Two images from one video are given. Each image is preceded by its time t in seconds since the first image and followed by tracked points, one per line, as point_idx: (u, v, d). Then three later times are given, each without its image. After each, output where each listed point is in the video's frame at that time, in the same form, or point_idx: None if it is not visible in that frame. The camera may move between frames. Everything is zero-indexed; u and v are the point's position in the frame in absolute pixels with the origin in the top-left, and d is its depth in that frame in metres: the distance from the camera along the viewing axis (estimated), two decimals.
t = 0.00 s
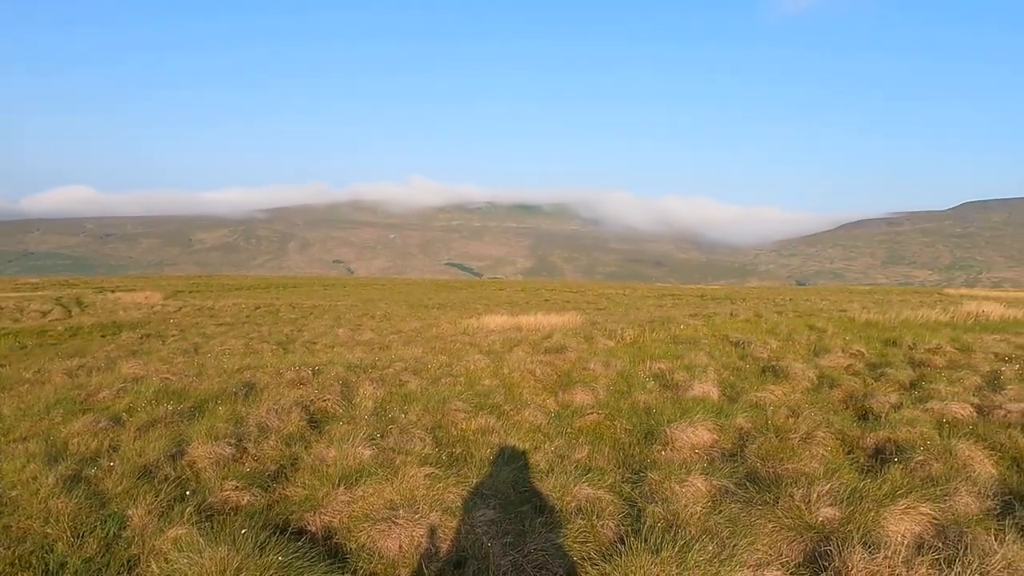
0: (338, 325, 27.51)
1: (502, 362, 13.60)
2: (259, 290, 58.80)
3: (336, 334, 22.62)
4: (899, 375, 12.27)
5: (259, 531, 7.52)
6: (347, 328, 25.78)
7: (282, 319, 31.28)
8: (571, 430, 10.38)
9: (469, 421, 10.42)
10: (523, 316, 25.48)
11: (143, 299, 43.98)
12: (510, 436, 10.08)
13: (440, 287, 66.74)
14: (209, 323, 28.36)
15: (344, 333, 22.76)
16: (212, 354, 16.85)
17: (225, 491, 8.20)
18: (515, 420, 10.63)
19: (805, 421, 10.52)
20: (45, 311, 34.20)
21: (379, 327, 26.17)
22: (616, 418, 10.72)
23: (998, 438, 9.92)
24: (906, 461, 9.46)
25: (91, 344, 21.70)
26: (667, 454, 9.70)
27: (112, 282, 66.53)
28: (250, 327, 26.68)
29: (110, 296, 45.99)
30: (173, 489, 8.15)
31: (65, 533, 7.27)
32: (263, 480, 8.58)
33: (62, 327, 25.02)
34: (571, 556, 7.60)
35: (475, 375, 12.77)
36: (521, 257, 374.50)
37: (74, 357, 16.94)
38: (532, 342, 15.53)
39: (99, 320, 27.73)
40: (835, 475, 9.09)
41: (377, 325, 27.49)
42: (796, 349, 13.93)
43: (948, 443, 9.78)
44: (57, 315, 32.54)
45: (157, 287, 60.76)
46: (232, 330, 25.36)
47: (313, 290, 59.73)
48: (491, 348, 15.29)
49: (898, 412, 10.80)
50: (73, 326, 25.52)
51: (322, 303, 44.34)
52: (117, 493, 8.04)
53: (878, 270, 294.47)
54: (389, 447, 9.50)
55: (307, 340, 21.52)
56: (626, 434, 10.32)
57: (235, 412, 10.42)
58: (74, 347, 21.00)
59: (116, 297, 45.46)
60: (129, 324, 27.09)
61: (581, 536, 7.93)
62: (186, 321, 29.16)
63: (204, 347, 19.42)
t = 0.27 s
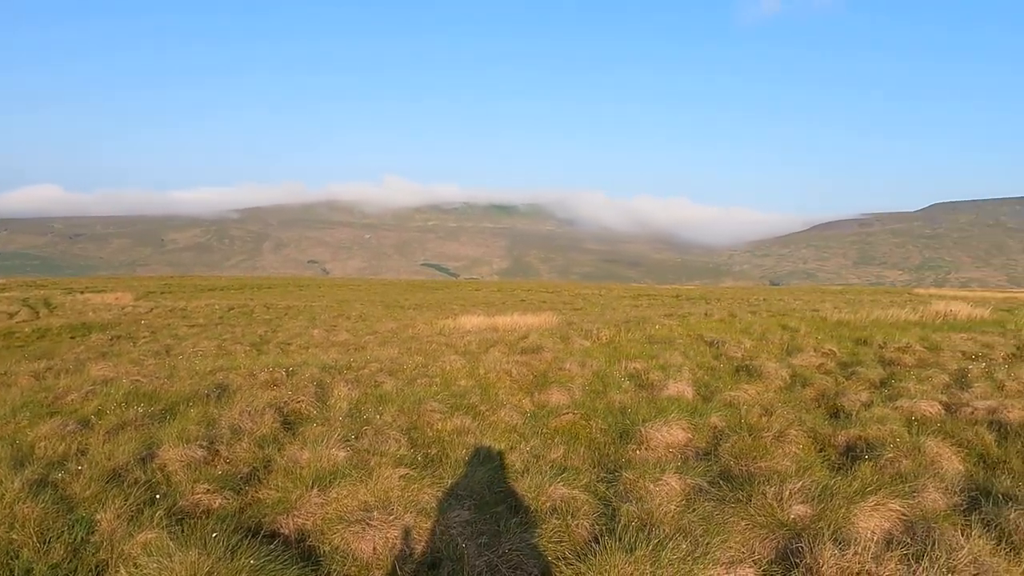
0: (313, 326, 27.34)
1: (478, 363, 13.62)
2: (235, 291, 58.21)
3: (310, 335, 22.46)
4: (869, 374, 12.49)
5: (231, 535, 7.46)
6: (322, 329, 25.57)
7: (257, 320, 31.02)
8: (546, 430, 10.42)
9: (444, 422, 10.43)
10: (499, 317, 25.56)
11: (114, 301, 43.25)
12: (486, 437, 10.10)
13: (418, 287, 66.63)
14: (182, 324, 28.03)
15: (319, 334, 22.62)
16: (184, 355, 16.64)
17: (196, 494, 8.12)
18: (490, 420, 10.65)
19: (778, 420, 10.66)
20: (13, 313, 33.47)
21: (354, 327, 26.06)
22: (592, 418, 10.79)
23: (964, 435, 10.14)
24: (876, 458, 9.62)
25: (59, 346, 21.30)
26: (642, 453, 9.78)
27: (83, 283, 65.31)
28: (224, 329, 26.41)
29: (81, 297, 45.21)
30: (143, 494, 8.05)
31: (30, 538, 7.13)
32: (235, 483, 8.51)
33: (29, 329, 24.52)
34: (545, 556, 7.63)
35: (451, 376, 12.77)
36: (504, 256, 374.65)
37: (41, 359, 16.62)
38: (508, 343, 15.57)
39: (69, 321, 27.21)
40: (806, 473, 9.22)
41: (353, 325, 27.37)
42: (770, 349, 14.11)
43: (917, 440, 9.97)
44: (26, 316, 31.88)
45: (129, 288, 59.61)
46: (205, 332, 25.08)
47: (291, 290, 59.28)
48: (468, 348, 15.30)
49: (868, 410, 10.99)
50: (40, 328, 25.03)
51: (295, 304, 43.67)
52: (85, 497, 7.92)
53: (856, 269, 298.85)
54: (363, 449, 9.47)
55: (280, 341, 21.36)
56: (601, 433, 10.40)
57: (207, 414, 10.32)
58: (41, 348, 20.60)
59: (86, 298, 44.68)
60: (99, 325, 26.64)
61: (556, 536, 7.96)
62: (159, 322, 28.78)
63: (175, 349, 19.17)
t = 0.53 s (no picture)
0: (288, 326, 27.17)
1: (454, 363, 13.62)
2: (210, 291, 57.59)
3: (285, 336, 22.32)
4: (840, 372, 12.71)
5: (202, 538, 7.40)
6: (297, 330, 25.42)
7: (231, 321, 30.74)
8: (522, 430, 10.47)
9: (419, 423, 10.43)
10: (475, 317, 25.62)
11: (84, 302, 42.54)
12: (461, 437, 10.13)
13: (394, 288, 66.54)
14: (154, 325, 27.67)
15: (293, 335, 22.46)
16: (155, 356, 16.44)
17: (166, 497, 8.04)
18: (466, 420, 10.68)
19: (751, 419, 10.80)
20: None
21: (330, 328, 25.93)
22: (567, 418, 10.85)
23: (932, 432, 10.35)
24: (846, 456, 9.78)
25: (26, 347, 20.90)
26: (617, 452, 9.86)
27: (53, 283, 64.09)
28: (197, 329, 26.14)
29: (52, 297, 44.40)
30: (112, 498, 7.95)
31: None
32: (206, 486, 8.45)
33: None
34: (519, 556, 7.66)
35: (426, 376, 12.77)
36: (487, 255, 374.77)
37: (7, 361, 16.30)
38: (484, 343, 15.60)
39: (37, 322, 26.70)
40: (777, 471, 9.35)
41: (329, 326, 27.23)
42: (743, 348, 14.28)
43: (886, 438, 10.14)
44: None
45: (101, 289, 58.26)
46: (178, 333, 24.78)
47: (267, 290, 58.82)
48: (444, 348, 15.31)
49: (839, 408, 11.17)
50: (8, 329, 24.54)
51: (272, 304, 43.09)
52: (51, 501, 7.80)
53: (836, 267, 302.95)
54: (337, 450, 9.45)
55: (254, 342, 21.19)
56: (576, 433, 10.48)
57: (178, 416, 10.22)
58: (7, 350, 20.21)
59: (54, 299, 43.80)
60: (68, 327, 26.19)
61: (530, 536, 8.00)
62: (129, 323, 28.41)
63: (147, 350, 18.93)
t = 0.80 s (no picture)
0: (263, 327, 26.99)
1: (430, 364, 13.62)
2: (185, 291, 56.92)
3: (259, 337, 22.15)
4: (813, 371, 12.91)
5: (172, 542, 7.34)
6: (272, 331, 25.23)
7: (205, 322, 30.43)
8: (498, 430, 10.52)
9: (395, 424, 10.43)
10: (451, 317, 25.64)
11: (54, 303, 41.79)
12: (437, 438, 10.15)
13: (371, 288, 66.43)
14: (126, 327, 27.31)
15: (268, 336, 22.28)
16: (126, 358, 16.22)
17: (136, 501, 7.97)
18: (442, 421, 10.70)
19: (725, 418, 10.93)
20: None
21: (305, 328, 25.75)
22: (543, 418, 10.90)
23: (902, 429, 10.54)
24: (818, 453, 9.92)
25: None
26: (592, 452, 9.93)
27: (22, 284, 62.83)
28: (170, 331, 25.83)
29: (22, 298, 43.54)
30: (81, 502, 7.86)
31: None
32: (177, 490, 8.39)
33: None
34: (494, 556, 7.68)
35: (402, 377, 12.76)
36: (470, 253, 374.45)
37: None
38: (461, 343, 15.62)
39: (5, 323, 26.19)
40: (750, 469, 9.47)
41: (305, 326, 27.08)
42: (718, 348, 14.44)
43: (858, 435, 10.31)
44: None
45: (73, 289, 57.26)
46: (150, 334, 24.48)
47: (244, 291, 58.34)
48: (421, 349, 15.30)
49: (812, 406, 11.34)
50: None
51: (249, 304, 42.67)
52: (17, 506, 7.68)
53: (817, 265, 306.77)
54: (312, 451, 9.42)
55: (227, 343, 20.99)
56: (552, 433, 10.54)
57: (149, 418, 10.13)
58: None
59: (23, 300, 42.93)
60: (36, 328, 25.73)
61: (505, 536, 8.04)
62: (100, 324, 28.05)
63: (118, 352, 18.67)
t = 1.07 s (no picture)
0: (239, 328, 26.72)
1: (407, 364, 13.61)
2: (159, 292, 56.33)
3: (233, 337, 21.96)
4: (787, 370, 13.09)
5: (143, 546, 7.28)
6: (247, 332, 25.05)
7: (180, 323, 30.09)
8: (475, 431, 10.55)
9: (371, 425, 10.42)
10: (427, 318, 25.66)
11: (25, 304, 41.00)
12: (413, 439, 10.16)
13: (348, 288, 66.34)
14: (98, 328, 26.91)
15: (243, 336, 22.10)
16: (98, 360, 16.02)
17: (106, 505, 7.89)
18: (419, 422, 10.70)
19: (699, 417, 11.05)
20: None
21: (281, 329, 25.58)
22: (520, 418, 10.95)
23: (873, 427, 10.73)
24: (791, 451, 10.06)
25: None
26: (569, 451, 9.99)
27: None
28: (143, 332, 25.52)
29: None
30: (49, 507, 7.76)
31: None
32: (149, 493, 8.33)
33: None
34: (469, 557, 7.70)
35: (379, 377, 12.75)
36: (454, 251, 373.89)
37: None
38: (438, 343, 15.63)
39: None
40: (725, 467, 9.58)
41: (282, 327, 26.93)
42: (693, 347, 14.59)
43: (830, 433, 10.47)
44: None
45: (45, 290, 56.22)
46: (122, 336, 24.17)
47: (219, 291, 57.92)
48: (397, 349, 15.29)
49: (786, 405, 11.50)
50: None
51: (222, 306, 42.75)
52: None
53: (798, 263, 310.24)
54: (286, 453, 9.39)
55: (201, 344, 20.80)
56: (529, 433, 10.60)
57: (120, 421, 10.02)
58: None
59: None
60: (7, 330, 25.25)
61: (481, 536, 8.06)
62: (70, 326, 27.59)
63: (89, 354, 18.40)
